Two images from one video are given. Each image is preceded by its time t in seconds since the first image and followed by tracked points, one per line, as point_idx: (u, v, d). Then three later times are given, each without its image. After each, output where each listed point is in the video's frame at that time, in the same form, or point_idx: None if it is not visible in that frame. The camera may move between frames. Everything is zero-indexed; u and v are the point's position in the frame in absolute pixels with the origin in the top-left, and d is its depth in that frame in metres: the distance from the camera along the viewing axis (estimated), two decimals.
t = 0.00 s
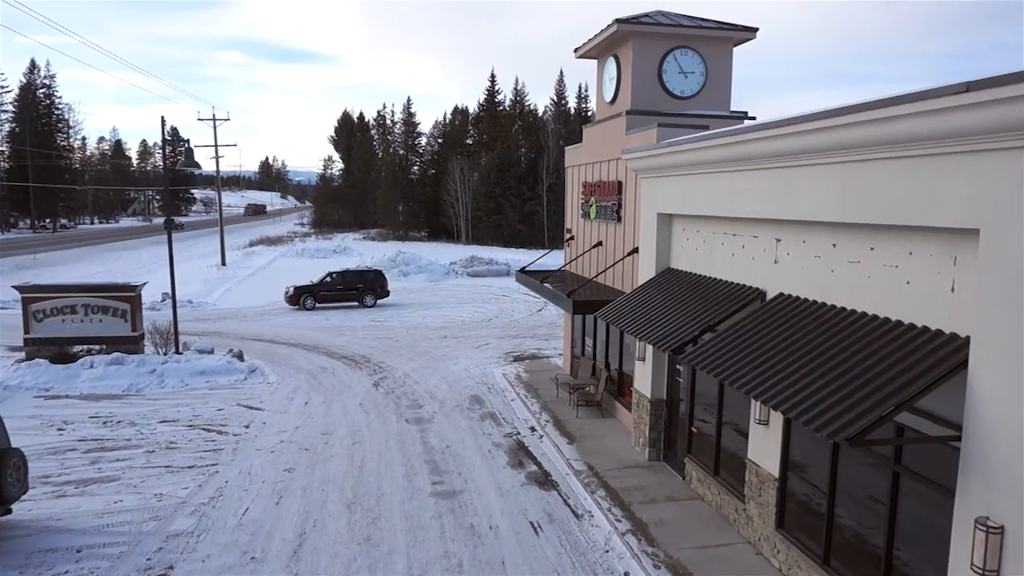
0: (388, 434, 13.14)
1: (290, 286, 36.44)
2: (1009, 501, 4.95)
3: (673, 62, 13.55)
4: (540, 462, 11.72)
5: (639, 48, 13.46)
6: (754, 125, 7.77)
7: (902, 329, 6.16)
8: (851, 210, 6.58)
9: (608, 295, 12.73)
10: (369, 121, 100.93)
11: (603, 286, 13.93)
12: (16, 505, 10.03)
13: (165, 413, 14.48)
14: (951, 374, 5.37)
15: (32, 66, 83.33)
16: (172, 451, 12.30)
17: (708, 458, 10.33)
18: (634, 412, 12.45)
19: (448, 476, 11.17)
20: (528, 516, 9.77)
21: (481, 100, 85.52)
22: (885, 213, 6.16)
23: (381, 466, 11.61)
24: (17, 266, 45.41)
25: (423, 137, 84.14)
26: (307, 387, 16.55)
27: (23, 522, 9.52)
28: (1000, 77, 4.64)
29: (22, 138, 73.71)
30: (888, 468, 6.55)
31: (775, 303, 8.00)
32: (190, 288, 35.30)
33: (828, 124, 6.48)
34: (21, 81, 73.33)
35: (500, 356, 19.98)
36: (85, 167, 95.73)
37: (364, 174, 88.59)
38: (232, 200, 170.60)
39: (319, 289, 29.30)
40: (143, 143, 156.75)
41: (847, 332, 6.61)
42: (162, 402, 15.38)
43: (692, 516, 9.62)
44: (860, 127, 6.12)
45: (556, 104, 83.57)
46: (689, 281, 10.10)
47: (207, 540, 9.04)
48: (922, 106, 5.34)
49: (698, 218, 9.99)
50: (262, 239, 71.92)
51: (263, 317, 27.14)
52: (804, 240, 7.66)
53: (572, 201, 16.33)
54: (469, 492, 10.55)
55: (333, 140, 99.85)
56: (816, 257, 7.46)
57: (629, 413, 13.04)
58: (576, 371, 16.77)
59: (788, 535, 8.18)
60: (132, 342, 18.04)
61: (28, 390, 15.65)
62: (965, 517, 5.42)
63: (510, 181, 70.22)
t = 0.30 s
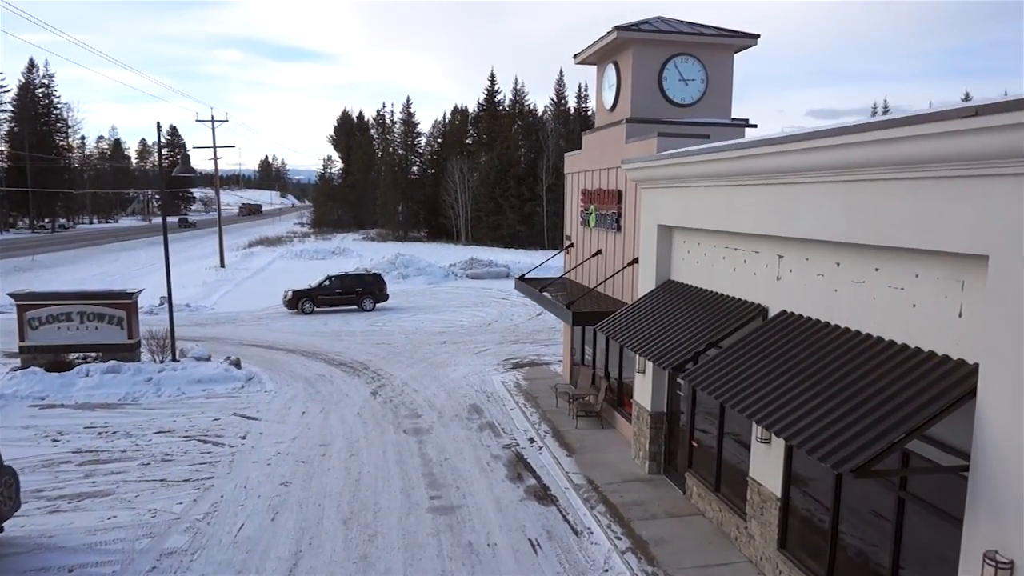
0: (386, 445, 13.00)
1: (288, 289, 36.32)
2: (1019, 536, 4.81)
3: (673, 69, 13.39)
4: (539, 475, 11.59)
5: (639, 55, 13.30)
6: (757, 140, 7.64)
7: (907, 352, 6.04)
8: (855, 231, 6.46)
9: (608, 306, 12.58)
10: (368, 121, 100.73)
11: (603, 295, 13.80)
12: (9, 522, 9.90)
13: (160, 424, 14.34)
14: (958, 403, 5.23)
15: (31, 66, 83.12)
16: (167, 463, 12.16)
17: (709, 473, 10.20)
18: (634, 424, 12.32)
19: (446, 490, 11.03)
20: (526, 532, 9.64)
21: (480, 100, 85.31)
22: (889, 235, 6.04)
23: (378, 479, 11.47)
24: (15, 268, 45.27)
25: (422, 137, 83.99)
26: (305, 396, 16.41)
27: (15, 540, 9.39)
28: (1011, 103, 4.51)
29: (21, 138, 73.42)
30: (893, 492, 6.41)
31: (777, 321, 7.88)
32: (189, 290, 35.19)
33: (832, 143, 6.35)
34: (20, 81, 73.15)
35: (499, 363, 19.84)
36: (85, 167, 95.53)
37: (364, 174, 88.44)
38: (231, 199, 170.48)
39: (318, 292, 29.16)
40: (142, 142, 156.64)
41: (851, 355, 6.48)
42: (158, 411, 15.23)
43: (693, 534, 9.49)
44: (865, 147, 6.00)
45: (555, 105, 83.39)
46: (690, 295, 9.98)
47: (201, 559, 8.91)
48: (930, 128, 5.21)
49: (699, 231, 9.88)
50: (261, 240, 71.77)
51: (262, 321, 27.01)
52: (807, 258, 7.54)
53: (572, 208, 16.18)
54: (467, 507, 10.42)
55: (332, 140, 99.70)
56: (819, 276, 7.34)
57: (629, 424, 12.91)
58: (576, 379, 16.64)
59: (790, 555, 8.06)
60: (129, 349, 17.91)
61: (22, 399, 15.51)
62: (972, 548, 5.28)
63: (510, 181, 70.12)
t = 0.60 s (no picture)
0: (385, 458, 12.88)
1: (288, 293, 36.19)
2: None
3: (675, 78, 13.26)
4: (539, 490, 11.47)
5: (640, 64, 13.17)
6: (761, 158, 7.53)
7: (916, 378, 5.91)
8: (861, 253, 6.34)
9: (609, 317, 12.48)
10: (369, 122, 100.62)
11: (605, 306, 13.67)
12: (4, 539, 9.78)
13: (158, 435, 14.22)
14: (968, 434, 5.10)
15: (32, 67, 83.03)
16: (165, 477, 12.04)
17: (712, 489, 10.07)
18: (635, 438, 12.21)
19: (446, 506, 10.90)
20: (527, 551, 9.52)
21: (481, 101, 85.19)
22: (896, 258, 5.93)
23: (377, 495, 11.35)
24: (15, 270, 45.16)
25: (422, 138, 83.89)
26: (304, 406, 16.28)
27: (9, 558, 9.27)
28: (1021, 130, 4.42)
29: (21, 139, 73.33)
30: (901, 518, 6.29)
31: (781, 340, 7.75)
32: (188, 294, 35.08)
33: (838, 164, 6.24)
34: (20, 81, 73.02)
35: (499, 371, 19.70)
36: (85, 168, 95.39)
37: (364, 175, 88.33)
38: (232, 199, 170.41)
39: (318, 298, 29.03)
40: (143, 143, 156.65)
41: (858, 379, 6.35)
42: (156, 422, 15.11)
43: (696, 553, 9.36)
44: (872, 169, 5.89)
45: (556, 106, 83.26)
46: (693, 310, 9.87)
47: None
48: (940, 153, 5.10)
49: (701, 245, 9.77)
50: (261, 242, 71.62)
51: (261, 327, 26.87)
52: (812, 277, 7.42)
53: (573, 217, 16.05)
54: (467, 524, 10.30)
55: (332, 141, 99.62)
56: (824, 295, 7.21)
57: (630, 437, 12.80)
58: (577, 389, 16.51)
59: None
60: (127, 358, 17.79)
61: (19, 409, 15.39)
62: None
63: (510, 183, 69.99)
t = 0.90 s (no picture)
0: (384, 472, 12.77)
1: (288, 299, 36.09)
2: None
3: (677, 88, 13.15)
4: (540, 506, 11.36)
5: (641, 75, 13.08)
6: (767, 177, 7.44)
7: (926, 405, 5.79)
8: (869, 276, 6.24)
9: (610, 330, 12.37)
10: (369, 125, 100.54)
11: (606, 318, 13.54)
12: None
13: (156, 447, 14.09)
14: (981, 466, 4.96)
15: (32, 70, 82.97)
16: (162, 492, 11.92)
17: (715, 506, 9.95)
18: (637, 452, 12.07)
19: (446, 523, 10.79)
20: (527, 570, 9.42)
21: (481, 104, 85.12)
22: (905, 284, 5.82)
23: (376, 510, 11.23)
24: (14, 275, 45.05)
25: (423, 141, 83.85)
26: (303, 417, 16.16)
27: None
28: None
29: (21, 142, 73.17)
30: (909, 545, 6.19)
31: (786, 361, 7.65)
32: (188, 300, 34.97)
33: (846, 187, 6.16)
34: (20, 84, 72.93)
35: (500, 381, 19.57)
36: (85, 170, 95.24)
37: (364, 178, 88.24)
38: (232, 201, 170.42)
39: (317, 304, 28.91)
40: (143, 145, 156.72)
41: (867, 404, 6.24)
42: (155, 433, 14.97)
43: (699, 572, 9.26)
44: (881, 194, 5.79)
45: (556, 108, 83.17)
46: (697, 326, 9.77)
47: None
48: (953, 180, 5.01)
49: (705, 261, 9.67)
50: (262, 245, 71.50)
51: (260, 334, 26.75)
52: (818, 297, 7.32)
53: (574, 226, 15.93)
54: (467, 542, 10.18)
55: (332, 144, 99.58)
56: (831, 317, 7.09)
57: (632, 451, 12.68)
58: (578, 401, 16.39)
59: None
60: (125, 368, 17.68)
61: (16, 421, 15.24)
62: None
63: (510, 186, 69.89)
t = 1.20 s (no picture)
0: (381, 487, 12.65)
1: (285, 305, 35.93)
2: None
3: (677, 100, 13.07)
4: (539, 523, 11.25)
5: (641, 86, 13.00)
6: (771, 197, 7.39)
7: (933, 433, 5.70)
8: (874, 301, 6.16)
9: (610, 344, 12.25)
10: (366, 128, 100.37)
11: (605, 330, 13.44)
12: None
13: (152, 460, 13.94)
14: (990, 499, 4.86)
15: (29, 73, 82.70)
16: (157, 509, 11.77)
17: (716, 524, 9.85)
18: (637, 467, 11.97)
19: (444, 541, 10.67)
20: None
21: (479, 108, 85.07)
22: (911, 308, 5.74)
23: (374, 528, 11.10)
24: (9, 280, 44.79)
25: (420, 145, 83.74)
26: (301, 429, 16.03)
27: None
28: None
29: (18, 145, 72.90)
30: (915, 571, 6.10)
31: (789, 382, 7.56)
32: (185, 306, 34.81)
33: (852, 210, 6.10)
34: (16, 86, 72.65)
35: (498, 391, 19.44)
36: (81, 173, 94.93)
37: (362, 182, 88.08)
38: (229, 204, 170.12)
39: (314, 311, 28.77)
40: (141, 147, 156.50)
41: (872, 431, 6.14)
42: (150, 446, 14.82)
43: None
44: (890, 218, 5.71)
45: (554, 112, 83.09)
46: (697, 343, 9.68)
47: None
48: (965, 209, 4.93)
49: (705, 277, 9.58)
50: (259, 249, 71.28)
51: (257, 342, 26.58)
52: (821, 318, 7.23)
53: (573, 236, 15.82)
54: (466, 561, 10.06)
55: (330, 147, 99.45)
56: (834, 339, 7.02)
57: (632, 465, 12.59)
58: (577, 412, 16.29)
59: None
60: (120, 379, 17.54)
61: (10, 433, 15.07)
62: None
63: (508, 191, 69.80)
